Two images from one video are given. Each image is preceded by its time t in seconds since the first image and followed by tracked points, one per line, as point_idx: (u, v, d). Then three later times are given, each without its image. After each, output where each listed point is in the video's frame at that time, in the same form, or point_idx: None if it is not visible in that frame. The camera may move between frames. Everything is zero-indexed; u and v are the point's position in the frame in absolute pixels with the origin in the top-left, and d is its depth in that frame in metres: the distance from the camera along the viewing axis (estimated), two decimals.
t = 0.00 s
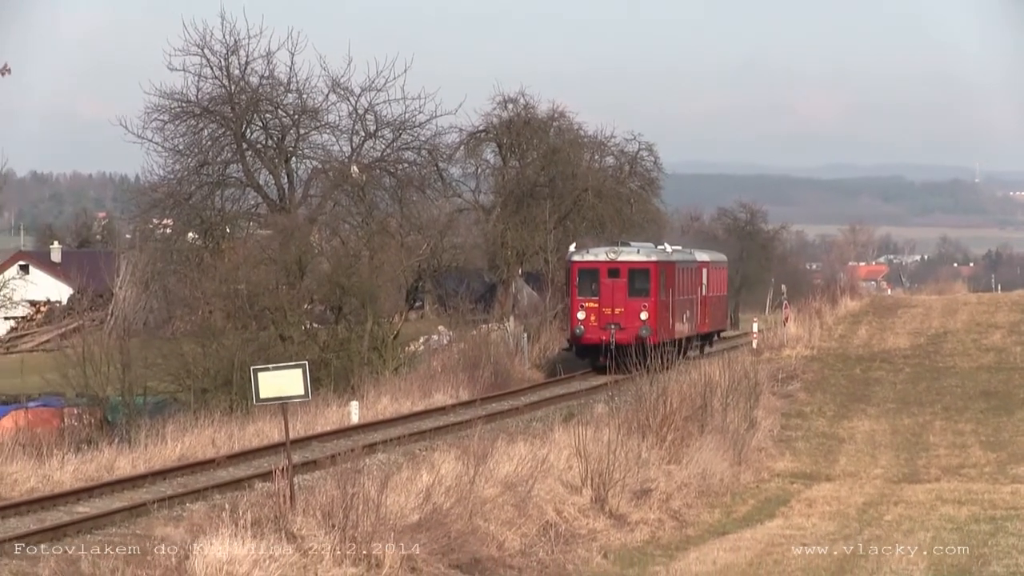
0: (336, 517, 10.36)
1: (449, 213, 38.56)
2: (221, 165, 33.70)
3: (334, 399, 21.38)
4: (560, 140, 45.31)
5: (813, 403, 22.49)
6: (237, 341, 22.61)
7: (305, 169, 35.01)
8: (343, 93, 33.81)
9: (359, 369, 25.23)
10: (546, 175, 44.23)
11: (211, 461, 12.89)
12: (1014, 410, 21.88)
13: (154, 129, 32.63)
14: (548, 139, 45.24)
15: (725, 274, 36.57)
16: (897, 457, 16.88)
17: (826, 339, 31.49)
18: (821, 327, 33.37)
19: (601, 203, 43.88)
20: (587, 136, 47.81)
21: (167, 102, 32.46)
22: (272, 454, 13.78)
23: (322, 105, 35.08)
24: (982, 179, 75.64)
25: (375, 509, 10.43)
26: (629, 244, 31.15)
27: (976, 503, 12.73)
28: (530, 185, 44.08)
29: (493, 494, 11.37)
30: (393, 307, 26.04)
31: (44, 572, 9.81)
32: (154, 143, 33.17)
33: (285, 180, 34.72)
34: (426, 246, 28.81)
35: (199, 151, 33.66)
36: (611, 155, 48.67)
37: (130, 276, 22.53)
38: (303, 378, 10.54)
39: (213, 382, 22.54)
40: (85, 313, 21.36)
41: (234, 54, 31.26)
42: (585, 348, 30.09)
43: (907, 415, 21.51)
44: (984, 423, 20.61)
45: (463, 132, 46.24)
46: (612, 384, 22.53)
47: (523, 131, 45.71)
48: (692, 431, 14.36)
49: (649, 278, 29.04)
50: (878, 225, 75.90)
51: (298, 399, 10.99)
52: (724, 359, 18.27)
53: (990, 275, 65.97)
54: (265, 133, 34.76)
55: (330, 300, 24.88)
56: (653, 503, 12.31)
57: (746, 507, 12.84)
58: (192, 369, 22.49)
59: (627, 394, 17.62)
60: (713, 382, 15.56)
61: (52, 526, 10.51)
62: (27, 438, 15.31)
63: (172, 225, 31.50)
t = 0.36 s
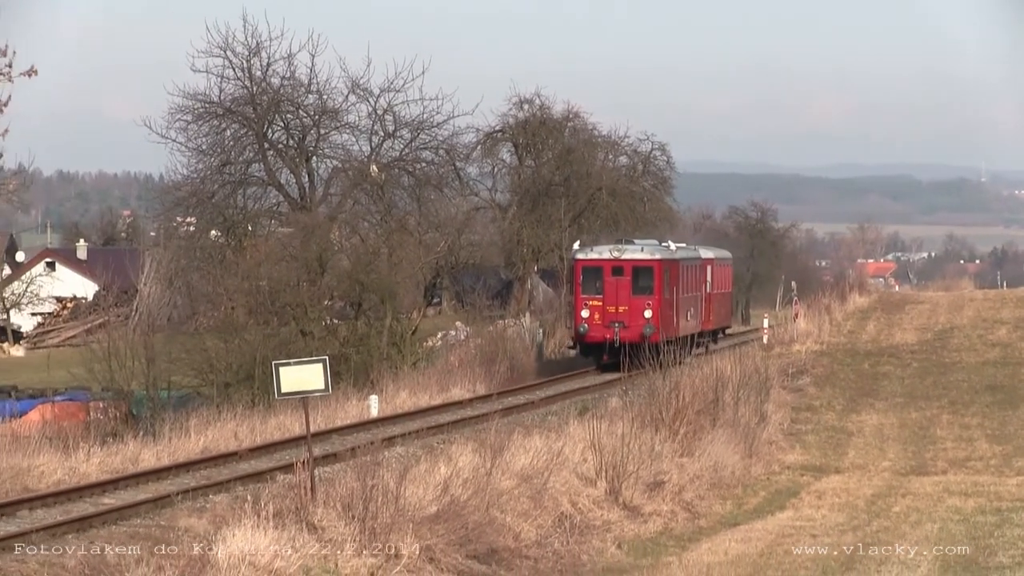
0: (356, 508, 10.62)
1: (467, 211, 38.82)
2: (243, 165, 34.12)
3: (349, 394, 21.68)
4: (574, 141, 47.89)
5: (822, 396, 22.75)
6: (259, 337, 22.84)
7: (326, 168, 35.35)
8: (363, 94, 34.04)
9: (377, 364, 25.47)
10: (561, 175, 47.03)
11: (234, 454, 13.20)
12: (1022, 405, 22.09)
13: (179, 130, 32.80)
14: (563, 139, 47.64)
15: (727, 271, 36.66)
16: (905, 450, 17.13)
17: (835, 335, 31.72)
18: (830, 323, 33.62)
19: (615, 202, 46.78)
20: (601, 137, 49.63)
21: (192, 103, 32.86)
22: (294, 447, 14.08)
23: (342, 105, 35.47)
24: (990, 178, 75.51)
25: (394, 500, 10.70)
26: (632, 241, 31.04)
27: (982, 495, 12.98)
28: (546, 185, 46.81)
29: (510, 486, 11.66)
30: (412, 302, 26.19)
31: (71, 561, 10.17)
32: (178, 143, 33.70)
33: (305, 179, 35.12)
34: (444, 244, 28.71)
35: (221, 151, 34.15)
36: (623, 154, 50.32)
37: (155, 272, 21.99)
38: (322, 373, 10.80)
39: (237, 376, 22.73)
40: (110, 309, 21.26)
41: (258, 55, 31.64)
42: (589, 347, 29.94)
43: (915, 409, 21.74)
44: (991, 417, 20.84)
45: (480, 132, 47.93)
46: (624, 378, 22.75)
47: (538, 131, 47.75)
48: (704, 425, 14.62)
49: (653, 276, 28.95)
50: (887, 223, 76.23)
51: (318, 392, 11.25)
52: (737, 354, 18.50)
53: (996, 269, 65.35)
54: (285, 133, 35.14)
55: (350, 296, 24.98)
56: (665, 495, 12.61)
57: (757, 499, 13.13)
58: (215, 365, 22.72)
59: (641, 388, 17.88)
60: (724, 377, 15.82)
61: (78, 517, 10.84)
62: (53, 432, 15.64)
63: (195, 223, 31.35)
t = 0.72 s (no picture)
0: (372, 503, 10.87)
1: (483, 212, 39.01)
2: (263, 166, 34.73)
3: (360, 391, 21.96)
4: (586, 143, 48.50)
5: (829, 394, 22.98)
6: (279, 336, 23.00)
7: (343, 170, 35.46)
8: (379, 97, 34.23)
9: (391, 362, 25.75)
10: (574, 177, 47.46)
11: (253, 451, 13.51)
12: None
13: (198, 133, 33.28)
14: (576, 141, 48.25)
15: (729, 272, 36.75)
16: (910, 446, 17.37)
17: (842, 333, 31.95)
18: (837, 321, 33.86)
19: (626, 203, 47.77)
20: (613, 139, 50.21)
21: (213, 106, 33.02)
22: (312, 443, 14.36)
23: (358, 109, 35.63)
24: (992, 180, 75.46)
25: (410, 495, 10.96)
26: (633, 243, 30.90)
27: (985, 490, 13.21)
28: (559, 186, 47.27)
29: (523, 481, 11.94)
30: (428, 302, 26.49)
31: (94, 554, 10.46)
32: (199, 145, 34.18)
33: (323, 181, 35.27)
34: (460, 244, 28.58)
35: (241, 153, 34.74)
36: (634, 156, 50.95)
37: (177, 272, 21.44)
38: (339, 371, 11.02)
39: (255, 374, 23.08)
40: (132, 307, 21.45)
41: (275, 59, 32.04)
42: (590, 348, 29.79)
43: (920, 406, 21.95)
44: (995, 414, 21.07)
45: (494, 135, 48.79)
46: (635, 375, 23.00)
47: (552, 134, 48.41)
48: (713, 421, 14.87)
49: (655, 278, 28.79)
50: (893, 223, 76.48)
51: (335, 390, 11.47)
52: (745, 352, 18.74)
53: (999, 269, 65.25)
54: (304, 135, 35.64)
55: (367, 296, 25.23)
56: (675, 490, 12.89)
57: (765, 494, 13.40)
58: (235, 362, 23.00)
59: (651, 385, 18.12)
60: (734, 375, 16.07)
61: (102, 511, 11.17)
62: (75, 427, 15.95)
63: (215, 224, 32.16)
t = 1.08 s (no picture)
0: (388, 496, 11.16)
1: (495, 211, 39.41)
2: (280, 167, 34.88)
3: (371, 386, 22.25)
4: (597, 142, 49.28)
5: (835, 389, 23.22)
6: (295, 332, 23.45)
7: (360, 170, 35.84)
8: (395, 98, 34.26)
9: (404, 359, 25.99)
10: (585, 176, 48.54)
11: (272, 444, 13.78)
12: None
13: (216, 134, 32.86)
14: (587, 142, 49.14)
15: (730, 269, 37.00)
16: (914, 441, 17.61)
17: (847, 330, 32.18)
18: (842, 318, 34.10)
19: (637, 202, 48.59)
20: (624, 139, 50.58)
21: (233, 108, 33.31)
22: (329, 437, 14.64)
23: (374, 110, 35.81)
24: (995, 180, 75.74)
25: (424, 488, 11.23)
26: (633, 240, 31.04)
27: (988, 483, 13.45)
28: (570, 186, 48.37)
29: (535, 474, 12.21)
30: (443, 299, 26.59)
31: (115, 545, 10.74)
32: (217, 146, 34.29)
33: (340, 181, 35.60)
34: (472, 242, 28.92)
35: (260, 153, 34.92)
36: (645, 156, 51.03)
37: (195, 270, 21.72)
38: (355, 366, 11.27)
39: (273, 369, 23.43)
40: (152, 305, 21.94)
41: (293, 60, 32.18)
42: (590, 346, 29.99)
43: (924, 401, 22.19)
44: (997, 409, 21.31)
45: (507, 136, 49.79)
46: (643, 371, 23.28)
47: (563, 134, 49.45)
48: (721, 415, 15.12)
49: (655, 276, 28.95)
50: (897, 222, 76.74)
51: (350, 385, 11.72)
52: (752, 348, 19.00)
53: (1002, 267, 66.16)
54: (321, 136, 35.79)
55: (382, 292, 25.58)
56: (684, 483, 13.17)
57: (772, 487, 13.67)
58: (253, 358, 23.42)
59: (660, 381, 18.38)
60: (741, 371, 16.32)
61: (123, 503, 11.46)
62: (96, 420, 16.29)
63: (234, 223, 32.10)
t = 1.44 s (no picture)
0: (404, 488, 11.45)
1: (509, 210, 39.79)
2: (299, 166, 35.77)
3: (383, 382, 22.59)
4: (608, 143, 51.55)
5: (842, 383, 23.48)
6: (314, 328, 23.65)
7: (377, 169, 36.86)
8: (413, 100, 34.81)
9: (417, 356, 26.12)
10: (596, 176, 50.70)
11: (291, 437, 14.13)
12: None
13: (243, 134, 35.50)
14: (598, 142, 51.44)
15: (732, 266, 37.24)
16: (920, 434, 17.87)
17: (854, 326, 32.41)
18: (849, 314, 34.32)
19: (647, 201, 50.31)
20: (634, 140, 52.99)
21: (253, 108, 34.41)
22: (346, 431, 14.94)
23: (391, 111, 36.86)
24: (1001, 178, 76.02)
25: (440, 481, 11.52)
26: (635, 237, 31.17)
27: (992, 476, 13.69)
28: (583, 184, 50.55)
29: (549, 467, 12.49)
30: (458, 295, 26.88)
31: (137, 537, 11.06)
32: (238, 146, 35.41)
33: (358, 179, 36.69)
34: (487, 240, 29.28)
35: (279, 152, 35.73)
36: (655, 156, 53.38)
37: (217, 267, 22.11)
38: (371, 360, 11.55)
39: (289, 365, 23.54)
40: (175, 300, 21.74)
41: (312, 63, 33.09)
42: (591, 343, 30.13)
43: (929, 395, 22.44)
44: (1003, 403, 21.56)
45: (522, 135, 51.78)
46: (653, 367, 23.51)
47: (576, 134, 51.70)
48: (731, 409, 15.39)
49: (655, 273, 29.10)
50: (903, 220, 77.01)
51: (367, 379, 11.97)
52: (762, 343, 19.29)
53: (1007, 265, 66.66)
54: (339, 136, 36.64)
55: (398, 290, 25.73)
56: (695, 476, 13.47)
57: (781, 480, 13.97)
58: (272, 354, 23.54)
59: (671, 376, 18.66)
60: (751, 366, 16.60)
61: (144, 495, 11.79)
62: (118, 413, 16.69)
63: (254, 221, 33.31)
